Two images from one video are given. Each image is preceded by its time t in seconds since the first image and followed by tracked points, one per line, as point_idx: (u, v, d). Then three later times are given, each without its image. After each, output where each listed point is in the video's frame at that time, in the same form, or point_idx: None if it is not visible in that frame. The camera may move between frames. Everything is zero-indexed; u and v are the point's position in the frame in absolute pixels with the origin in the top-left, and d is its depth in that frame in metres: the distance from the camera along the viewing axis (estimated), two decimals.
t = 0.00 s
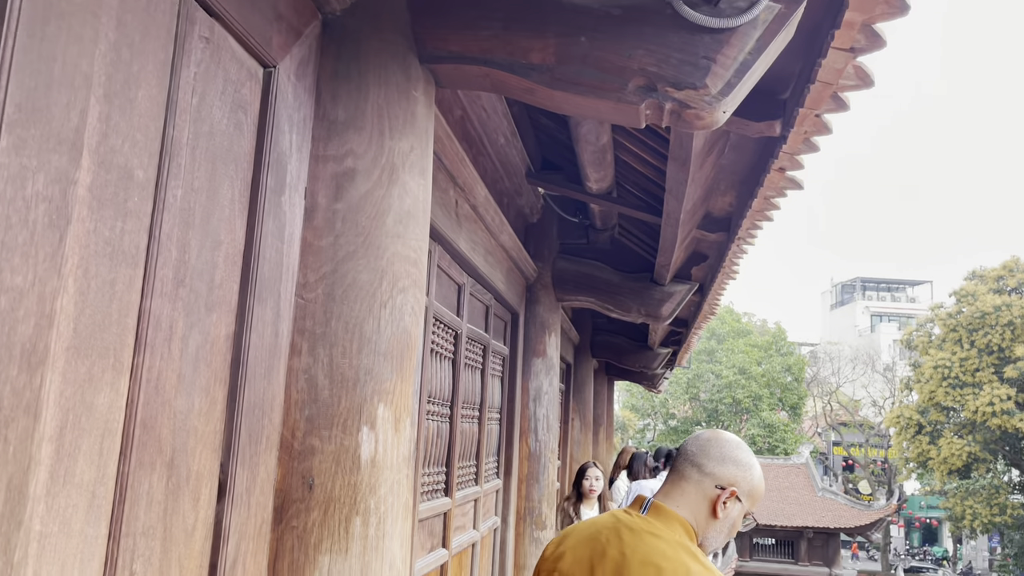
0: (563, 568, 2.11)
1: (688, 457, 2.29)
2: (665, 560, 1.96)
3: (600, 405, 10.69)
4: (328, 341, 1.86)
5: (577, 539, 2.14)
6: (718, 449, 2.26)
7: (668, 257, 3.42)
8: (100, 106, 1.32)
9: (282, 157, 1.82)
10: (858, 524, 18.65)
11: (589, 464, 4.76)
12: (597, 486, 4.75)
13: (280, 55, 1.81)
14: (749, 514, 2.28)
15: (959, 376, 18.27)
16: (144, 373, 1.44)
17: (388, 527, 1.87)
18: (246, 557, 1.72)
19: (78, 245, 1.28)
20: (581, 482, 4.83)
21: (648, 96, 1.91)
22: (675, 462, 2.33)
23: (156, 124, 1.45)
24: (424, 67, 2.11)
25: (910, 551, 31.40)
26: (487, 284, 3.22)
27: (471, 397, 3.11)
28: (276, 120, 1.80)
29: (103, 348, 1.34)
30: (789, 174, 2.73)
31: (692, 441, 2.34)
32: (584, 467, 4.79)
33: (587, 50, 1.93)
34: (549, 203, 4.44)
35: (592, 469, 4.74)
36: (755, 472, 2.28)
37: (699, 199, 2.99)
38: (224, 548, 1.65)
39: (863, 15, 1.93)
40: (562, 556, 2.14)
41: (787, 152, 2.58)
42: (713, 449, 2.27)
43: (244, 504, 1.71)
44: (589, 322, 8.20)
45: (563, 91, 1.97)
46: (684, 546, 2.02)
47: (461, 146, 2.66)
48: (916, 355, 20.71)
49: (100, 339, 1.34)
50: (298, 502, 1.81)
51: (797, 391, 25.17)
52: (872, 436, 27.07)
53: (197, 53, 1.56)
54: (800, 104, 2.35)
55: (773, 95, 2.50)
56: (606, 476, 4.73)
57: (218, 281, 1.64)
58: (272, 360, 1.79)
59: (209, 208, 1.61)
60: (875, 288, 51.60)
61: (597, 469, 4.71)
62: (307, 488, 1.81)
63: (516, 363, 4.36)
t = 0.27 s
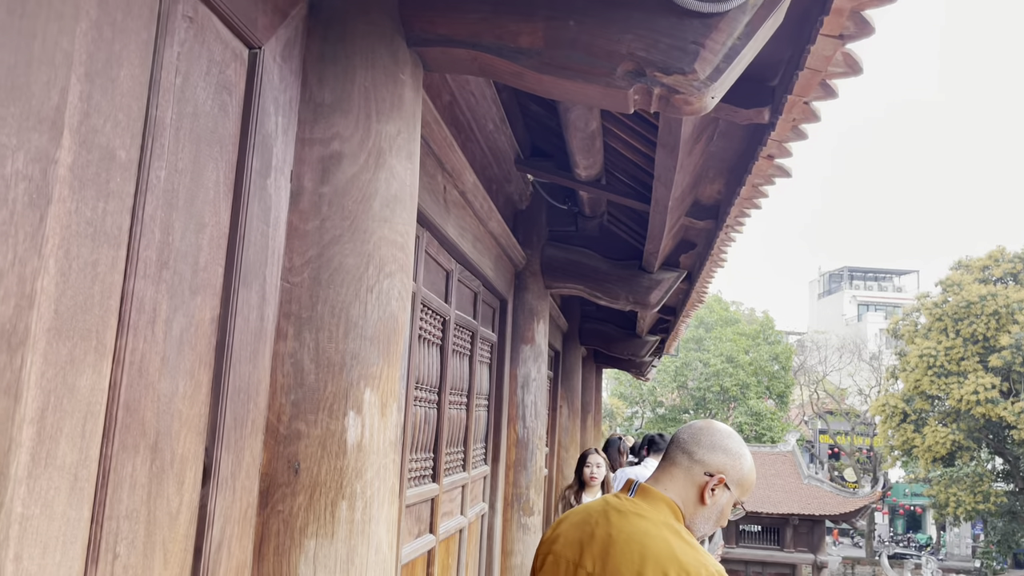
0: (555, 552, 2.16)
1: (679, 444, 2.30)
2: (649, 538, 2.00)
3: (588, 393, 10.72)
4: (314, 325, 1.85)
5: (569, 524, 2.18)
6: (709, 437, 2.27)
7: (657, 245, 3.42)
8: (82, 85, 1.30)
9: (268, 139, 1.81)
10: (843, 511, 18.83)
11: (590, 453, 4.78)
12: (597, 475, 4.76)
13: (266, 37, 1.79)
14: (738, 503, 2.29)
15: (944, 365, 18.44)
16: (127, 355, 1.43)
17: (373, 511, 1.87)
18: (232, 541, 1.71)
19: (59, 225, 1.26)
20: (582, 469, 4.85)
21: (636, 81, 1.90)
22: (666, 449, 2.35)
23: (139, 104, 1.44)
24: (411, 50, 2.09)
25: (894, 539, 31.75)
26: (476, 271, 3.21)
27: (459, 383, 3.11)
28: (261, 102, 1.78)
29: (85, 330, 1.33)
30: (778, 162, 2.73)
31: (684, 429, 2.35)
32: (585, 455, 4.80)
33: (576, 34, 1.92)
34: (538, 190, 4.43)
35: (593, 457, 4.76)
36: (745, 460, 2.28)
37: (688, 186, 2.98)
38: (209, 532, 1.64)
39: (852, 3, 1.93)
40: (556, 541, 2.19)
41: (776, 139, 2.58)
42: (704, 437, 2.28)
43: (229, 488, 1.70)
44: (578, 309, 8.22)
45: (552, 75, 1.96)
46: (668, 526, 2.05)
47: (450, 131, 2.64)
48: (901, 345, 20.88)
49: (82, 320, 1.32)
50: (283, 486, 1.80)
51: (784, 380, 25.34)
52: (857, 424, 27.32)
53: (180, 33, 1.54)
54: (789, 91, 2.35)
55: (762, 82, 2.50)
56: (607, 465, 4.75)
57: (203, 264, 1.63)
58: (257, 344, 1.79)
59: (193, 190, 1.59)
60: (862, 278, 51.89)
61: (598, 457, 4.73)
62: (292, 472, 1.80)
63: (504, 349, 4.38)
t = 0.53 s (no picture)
0: (548, 546, 2.15)
1: (672, 438, 2.30)
2: (641, 528, 2.01)
3: (577, 382, 10.74)
4: (300, 310, 1.84)
5: (561, 517, 2.18)
6: (703, 431, 2.28)
7: (646, 233, 3.42)
8: (63, 65, 1.28)
9: (253, 123, 1.79)
10: (829, 499, 18.97)
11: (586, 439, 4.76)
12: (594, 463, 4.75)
13: (251, 19, 1.77)
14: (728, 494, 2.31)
15: (930, 355, 18.58)
16: (110, 338, 1.42)
17: (359, 497, 1.87)
18: (217, 526, 1.71)
19: (40, 206, 1.25)
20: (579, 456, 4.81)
21: (624, 66, 1.90)
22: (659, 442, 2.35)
23: (121, 85, 1.42)
24: (398, 34, 2.07)
25: (880, 528, 32.04)
26: (465, 258, 3.20)
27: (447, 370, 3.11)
28: (246, 85, 1.76)
29: (66, 312, 1.32)
30: (766, 150, 2.73)
31: (677, 423, 2.35)
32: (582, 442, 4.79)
33: (564, 19, 1.92)
34: (527, 178, 4.42)
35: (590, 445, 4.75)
36: (736, 453, 2.30)
37: (677, 174, 2.98)
38: (194, 517, 1.64)
39: None
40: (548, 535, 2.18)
41: (764, 127, 2.58)
42: (697, 431, 2.28)
43: (214, 472, 1.70)
44: (566, 298, 8.22)
45: (540, 61, 1.95)
46: (661, 515, 2.06)
47: (438, 117, 2.63)
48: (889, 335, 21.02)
49: (63, 303, 1.31)
50: (269, 471, 1.80)
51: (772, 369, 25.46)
52: (845, 414, 27.50)
53: (163, 14, 1.52)
54: (777, 79, 2.34)
55: (751, 70, 2.50)
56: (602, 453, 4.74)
57: (187, 248, 1.62)
58: (242, 328, 1.78)
59: (176, 173, 1.58)
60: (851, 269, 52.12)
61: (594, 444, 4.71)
62: (278, 457, 1.80)
63: (492, 337, 4.41)
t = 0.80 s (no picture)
0: (550, 536, 2.07)
1: (677, 429, 2.22)
2: (642, 516, 1.92)
3: (568, 371, 10.76)
4: (288, 297, 1.84)
5: (563, 507, 2.10)
6: (708, 423, 2.20)
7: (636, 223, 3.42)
8: (48, 47, 1.28)
9: (241, 108, 1.78)
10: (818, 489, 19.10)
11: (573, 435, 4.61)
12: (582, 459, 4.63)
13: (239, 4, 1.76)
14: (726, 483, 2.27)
15: (919, 346, 18.68)
16: (97, 322, 1.41)
17: (348, 483, 1.87)
18: (205, 511, 1.71)
19: (25, 190, 1.24)
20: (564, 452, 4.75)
21: (614, 54, 1.90)
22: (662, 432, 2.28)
23: (107, 68, 1.41)
24: (387, 20, 2.06)
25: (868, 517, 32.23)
26: (455, 247, 3.20)
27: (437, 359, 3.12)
28: (234, 70, 1.76)
29: (52, 296, 1.31)
30: (756, 139, 2.74)
31: (681, 413, 2.27)
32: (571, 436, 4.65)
33: (554, 6, 1.92)
34: (518, 167, 4.41)
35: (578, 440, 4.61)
36: (738, 442, 2.24)
37: (667, 164, 2.99)
38: (182, 502, 1.64)
39: None
40: (550, 525, 2.10)
41: (754, 117, 2.58)
42: (702, 423, 2.21)
43: (202, 458, 1.69)
44: (557, 288, 8.22)
45: (530, 48, 1.95)
46: (663, 503, 1.96)
47: (429, 105, 2.62)
48: (878, 326, 21.12)
49: (49, 287, 1.30)
50: (257, 457, 1.80)
51: (762, 359, 25.56)
52: (834, 405, 27.65)
53: None
54: (768, 68, 2.34)
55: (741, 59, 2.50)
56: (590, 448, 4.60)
57: (175, 233, 1.61)
58: (231, 315, 1.78)
59: (163, 157, 1.57)
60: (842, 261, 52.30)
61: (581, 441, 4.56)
62: (266, 444, 1.80)
63: (483, 327, 4.42)
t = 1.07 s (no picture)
0: (546, 520, 2.09)
1: (672, 419, 2.18)
2: (635, 501, 1.92)
3: (560, 362, 10.77)
4: (278, 283, 1.84)
5: (559, 493, 2.12)
6: (704, 413, 2.17)
7: (627, 213, 3.43)
8: (35, 30, 1.27)
9: (230, 94, 1.78)
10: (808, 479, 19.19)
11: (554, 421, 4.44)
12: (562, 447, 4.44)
13: None
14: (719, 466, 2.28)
15: (909, 337, 18.73)
16: (85, 306, 1.41)
17: (339, 469, 1.88)
18: (195, 497, 1.71)
19: (12, 173, 1.24)
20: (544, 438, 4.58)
21: (604, 42, 1.91)
22: (654, 421, 2.24)
23: (94, 52, 1.41)
24: (378, 7, 2.05)
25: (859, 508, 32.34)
26: (446, 237, 3.20)
27: (429, 348, 3.12)
28: (224, 56, 1.75)
29: (40, 280, 1.31)
30: (747, 129, 2.74)
31: (675, 402, 2.22)
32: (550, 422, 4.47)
33: None
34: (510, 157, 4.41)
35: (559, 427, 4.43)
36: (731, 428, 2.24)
37: (659, 153, 2.99)
38: (172, 487, 1.64)
39: None
40: (547, 510, 2.11)
41: (746, 106, 2.58)
42: (698, 412, 2.18)
43: (193, 443, 1.70)
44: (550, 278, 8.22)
45: (520, 35, 1.95)
46: (656, 488, 1.97)
47: (420, 94, 2.61)
48: (869, 318, 21.20)
49: (37, 270, 1.30)
50: (247, 443, 1.80)
51: (754, 351, 25.63)
52: (826, 396, 27.76)
53: None
54: (759, 58, 2.33)
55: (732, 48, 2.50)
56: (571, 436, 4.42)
57: (164, 218, 1.61)
58: (221, 301, 1.78)
59: (152, 142, 1.56)
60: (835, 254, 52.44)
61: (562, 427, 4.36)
62: (257, 430, 1.81)
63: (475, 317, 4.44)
